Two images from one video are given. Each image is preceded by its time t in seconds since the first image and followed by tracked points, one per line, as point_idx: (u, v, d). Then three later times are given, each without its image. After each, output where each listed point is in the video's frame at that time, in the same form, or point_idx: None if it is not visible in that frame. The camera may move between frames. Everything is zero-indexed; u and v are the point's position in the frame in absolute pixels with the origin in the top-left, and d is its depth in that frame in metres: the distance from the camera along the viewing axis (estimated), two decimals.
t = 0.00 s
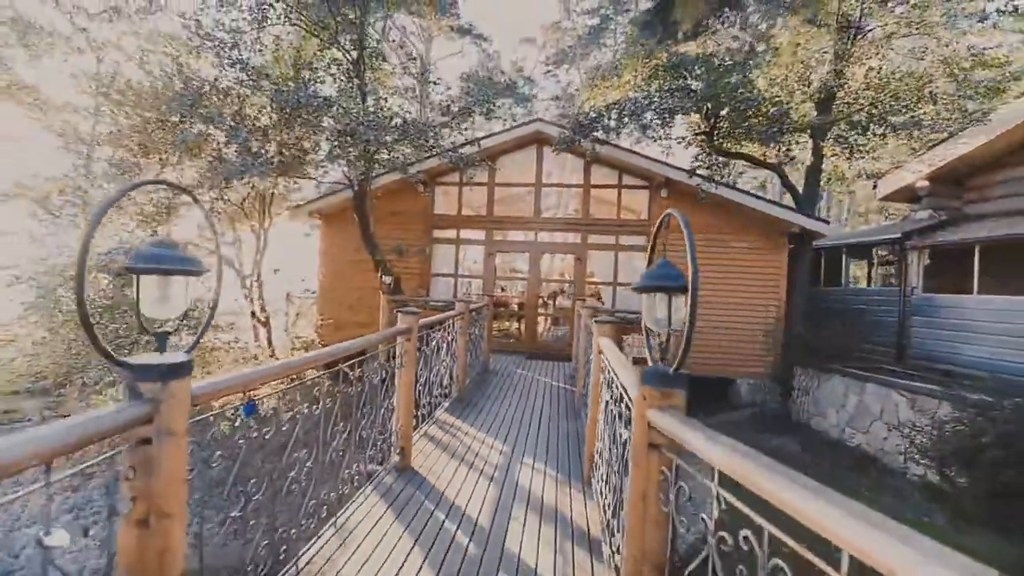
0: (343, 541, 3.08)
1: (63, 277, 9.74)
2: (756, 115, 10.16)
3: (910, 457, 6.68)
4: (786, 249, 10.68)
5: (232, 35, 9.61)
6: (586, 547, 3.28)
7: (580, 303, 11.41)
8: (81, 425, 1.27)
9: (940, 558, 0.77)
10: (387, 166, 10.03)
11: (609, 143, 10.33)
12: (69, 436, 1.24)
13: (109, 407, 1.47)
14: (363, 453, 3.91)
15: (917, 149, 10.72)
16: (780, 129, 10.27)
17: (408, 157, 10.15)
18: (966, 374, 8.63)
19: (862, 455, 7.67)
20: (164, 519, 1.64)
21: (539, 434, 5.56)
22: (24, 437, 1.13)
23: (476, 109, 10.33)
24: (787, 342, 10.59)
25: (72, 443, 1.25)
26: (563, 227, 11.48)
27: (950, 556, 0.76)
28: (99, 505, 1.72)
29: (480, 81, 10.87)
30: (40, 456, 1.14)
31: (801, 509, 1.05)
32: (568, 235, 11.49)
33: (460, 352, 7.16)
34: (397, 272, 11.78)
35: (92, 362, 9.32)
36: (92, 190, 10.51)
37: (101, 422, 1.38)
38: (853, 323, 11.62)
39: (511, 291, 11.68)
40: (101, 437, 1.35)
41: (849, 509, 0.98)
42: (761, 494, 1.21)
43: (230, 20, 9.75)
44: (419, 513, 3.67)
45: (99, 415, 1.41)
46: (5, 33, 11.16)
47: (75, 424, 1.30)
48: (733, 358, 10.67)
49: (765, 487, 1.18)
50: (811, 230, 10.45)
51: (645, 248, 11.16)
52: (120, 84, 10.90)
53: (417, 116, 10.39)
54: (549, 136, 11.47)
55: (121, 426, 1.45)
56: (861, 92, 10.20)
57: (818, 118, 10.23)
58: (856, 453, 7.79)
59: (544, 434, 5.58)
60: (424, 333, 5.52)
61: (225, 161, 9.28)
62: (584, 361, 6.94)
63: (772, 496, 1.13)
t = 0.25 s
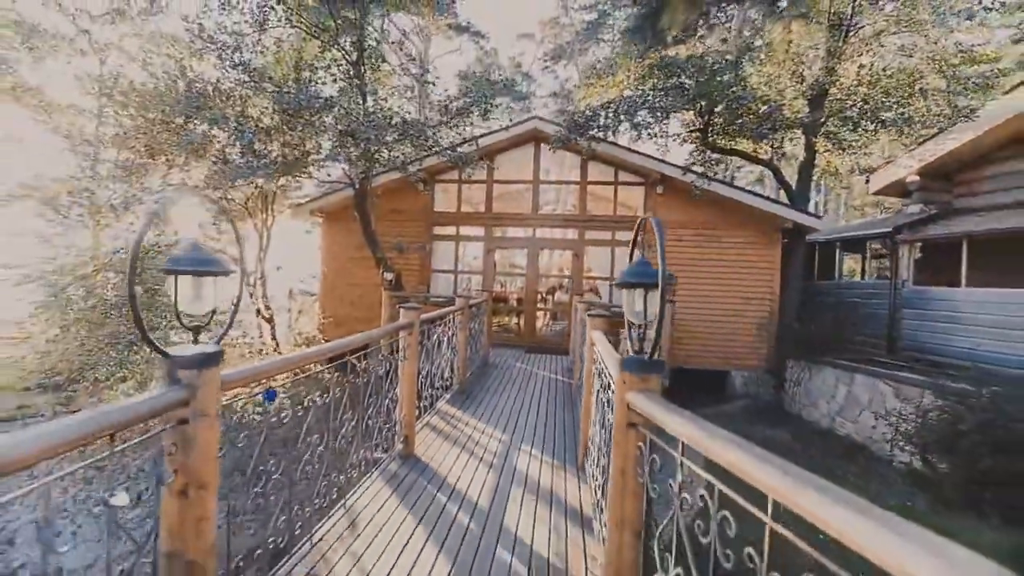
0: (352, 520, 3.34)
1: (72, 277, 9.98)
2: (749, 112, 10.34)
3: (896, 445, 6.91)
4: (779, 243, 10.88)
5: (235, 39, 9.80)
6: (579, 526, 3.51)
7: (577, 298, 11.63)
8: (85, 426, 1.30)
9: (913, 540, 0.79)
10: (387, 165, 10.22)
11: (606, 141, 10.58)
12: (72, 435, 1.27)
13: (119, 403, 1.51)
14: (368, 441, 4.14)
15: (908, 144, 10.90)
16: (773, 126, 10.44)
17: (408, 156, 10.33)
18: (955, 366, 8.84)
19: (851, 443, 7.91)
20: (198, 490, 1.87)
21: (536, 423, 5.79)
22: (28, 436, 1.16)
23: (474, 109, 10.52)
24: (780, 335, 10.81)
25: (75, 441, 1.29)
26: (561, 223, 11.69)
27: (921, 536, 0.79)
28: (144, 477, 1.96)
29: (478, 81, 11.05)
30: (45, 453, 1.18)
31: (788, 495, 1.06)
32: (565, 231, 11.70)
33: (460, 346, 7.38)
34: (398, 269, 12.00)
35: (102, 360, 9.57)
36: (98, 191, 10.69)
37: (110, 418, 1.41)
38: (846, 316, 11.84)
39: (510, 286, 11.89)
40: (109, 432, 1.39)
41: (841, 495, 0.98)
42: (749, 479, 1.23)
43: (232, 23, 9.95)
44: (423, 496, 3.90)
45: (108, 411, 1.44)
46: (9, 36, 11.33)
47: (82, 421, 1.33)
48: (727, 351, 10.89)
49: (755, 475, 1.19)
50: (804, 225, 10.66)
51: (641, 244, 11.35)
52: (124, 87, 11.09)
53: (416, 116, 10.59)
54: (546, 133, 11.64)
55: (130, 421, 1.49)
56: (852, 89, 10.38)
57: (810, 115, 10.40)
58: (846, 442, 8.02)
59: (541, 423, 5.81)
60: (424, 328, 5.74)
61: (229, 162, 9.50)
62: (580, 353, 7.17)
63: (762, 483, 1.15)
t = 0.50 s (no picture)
0: (362, 505, 3.61)
1: (84, 277, 10.24)
2: (747, 112, 10.50)
3: (886, 438, 7.11)
4: (775, 242, 11.10)
5: (241, 44, 10.01)
6: (574, 510, 3.74)
7: (577, 296, 11.84)
8: (89, 421, 1.38)
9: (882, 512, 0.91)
10: (391, 167, 10.42)
11: (605, 142, 10.79)
12: (76, 430, 1.35)
13: (127, 398, 1.59)
14: (375, 432, 4.39)
15: (902, 144, 11.08)
16: (769, 126, 10.62)
17: (410, 158, 10.55)
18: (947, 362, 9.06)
19: (843, 437, 8.12)
20: (228, 466, 2.10)
21: (536, 416, 6.04)
22: (33, 431, 1.24)
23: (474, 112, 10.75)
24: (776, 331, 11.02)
25: (82, 435, 1.37)
26: (562, 222, 11.91)
27: (887, 509, 0.91)
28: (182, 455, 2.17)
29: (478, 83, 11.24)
30: (51, 446, 1.26)
31: (779, 482, 1.14)
32: (565, 231, 11.92)
33: (462, 344, 7.62)
34: (401, 268, 12.23)
35: (113, 358, 9.84)
36: (107, 192, 10.93)
37: (118, 412, 1.50)
38: (841, 313, 12.05)
39: (511, 285, 12.13)
40: (118, 425, 1.49)
41: (831, 485, 1.04)
42: (736, 466, 1.34)
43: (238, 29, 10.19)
44: (427, 483, 4.14)
45: (116, 406, 1.54)
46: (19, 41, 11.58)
47: (87, 416, 1.42)
48: (724, 347, 11.12)
49: (752, 468, 1.24)
50: (798, 224, 10.88)
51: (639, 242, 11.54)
52: (132, 91, 11.34)
53: (418, 119, 10.81)
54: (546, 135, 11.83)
55: (139, 414, 1.59)
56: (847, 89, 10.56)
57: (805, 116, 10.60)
58: (838, 435, 8.23)
59: (540, 416, 6.07)
60: (428, 325, 5.99)
61: (236, 166, 9.75)
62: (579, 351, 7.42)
63: (759, 474, 1.21)
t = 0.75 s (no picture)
0: (370, 495, 3.88)
1: (96, 285, 10.54)
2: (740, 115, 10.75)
3: (875, 432, 7.34)
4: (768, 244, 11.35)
5: (249, 60, 10.40)
6: (569, 497, 4.01)
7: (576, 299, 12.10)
8: (98, 423, 1.39)
9: (867, 503, 0.87)
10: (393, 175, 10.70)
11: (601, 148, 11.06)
12: (87, 433, 1.36)
13: (136, 401, 1.62)
14: (382, 428, 4.66)
15: (892, 146, 11.32)
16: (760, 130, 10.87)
17: (411, 166, 10.84)
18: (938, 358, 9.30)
19: (835, 432, 8.34)
20: (257, 453, 2.37)
21: (536, 414, 6.31)
22: (42, 435, 1.24)
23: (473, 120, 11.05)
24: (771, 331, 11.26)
25: (94, 438, 1.39)
26: (560, 226, 12.19)
27: (876, 500, 0.86)
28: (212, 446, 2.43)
29: (477, 92, 11.55)
30: (58, 451, 1.25)
31: (767, 474, 1.12)
32: (564, 234, 12.19)
33: (464, 346, 7.89)
34: (404, 273, 12.51)
35: (126, 364, 10.12)
36: (117, 202, 11.23)
37: (130, 416, 1.54)
38: (835, 312, 12.28)
39: (511, 288, 12.39)
40: (129, 429, 1.51)
41: (821, 477, 1.01)
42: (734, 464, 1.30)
43: (244, 44, 10.54)
44: (431, 475, 4.41)
45: (129, 408, 1.57)
46: (31, 58, 11.92)
47: (97, 419, 1.44)
48: (720, 347, 11.37)
49: (747, 464, 1.19)
50: (790, 225, 11.14)
51: (636, 244, 11.80)
52: (140, 104, 11.68)
53: (419, 128, 11.12)
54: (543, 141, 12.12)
55: (150, 417, 1.62)
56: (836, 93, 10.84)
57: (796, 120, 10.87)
58: (830, 431, 8.46)
59: (540, 414, 6.34)
60: (431, 327, 6.27)
61: (243, 176, 10.07)
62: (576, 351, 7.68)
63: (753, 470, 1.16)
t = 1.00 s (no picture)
0: (378, 482, 4.13)
1: (112, 284, 10.86)
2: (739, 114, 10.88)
3: (870, 425, 7.50)
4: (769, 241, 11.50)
5: (259, 67, 10.74)
6: (567, 484, 4.24)
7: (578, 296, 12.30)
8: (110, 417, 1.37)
9: (862, 499, 0.84)
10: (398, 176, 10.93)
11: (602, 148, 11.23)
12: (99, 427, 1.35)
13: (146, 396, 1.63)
14: (390, 419, 4.91)
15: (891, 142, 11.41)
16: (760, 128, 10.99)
17: (415, 167, 11.06)
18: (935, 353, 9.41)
19: (832, 426, 8.50)
20: (277, 437, 2.61)
21: (537, 407, 6.54)
22: (55, 428, 1.21)
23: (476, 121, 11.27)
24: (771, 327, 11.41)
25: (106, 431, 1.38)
26: (563, 225, 12.38)
27: (868, 495, 0.83)
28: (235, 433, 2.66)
29: (480, 93, 11.75)
30: (71, 444, 1.23)
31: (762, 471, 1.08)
32: (566, 233, 12.39)
33: (468, 342, 8.12)
34: (409, 272, 12.77)
35: (141, 362, 10.44)
36: (131, 204, 11.56)
37: (141, 410, 1.54)
38: (835, 308, 12.40)
39: (515, 286, 12.61)
40: (141, 422, 1.52)
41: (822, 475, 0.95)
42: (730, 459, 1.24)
43: (253, 50, 10.83)
44: (437, 464, 4.64)
45: (138, 403, 1.57)
46: (46, 65, 12.22)
47: (110, 414, 1.43)
48: (721, 343, 11.54)
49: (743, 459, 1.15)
50: (790, 222, 11.27)
51: (638, 242, 11.98)
52: (153, 108, 12.00)
53: (423, 129, 11.34)
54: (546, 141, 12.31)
55: (160, 413, 1.63)
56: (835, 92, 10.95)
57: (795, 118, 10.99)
58: (827, 424, 8.62)
59: (541, 407, 6.57)
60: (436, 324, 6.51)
61: (253, 178, 10.35)
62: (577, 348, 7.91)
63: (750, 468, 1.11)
